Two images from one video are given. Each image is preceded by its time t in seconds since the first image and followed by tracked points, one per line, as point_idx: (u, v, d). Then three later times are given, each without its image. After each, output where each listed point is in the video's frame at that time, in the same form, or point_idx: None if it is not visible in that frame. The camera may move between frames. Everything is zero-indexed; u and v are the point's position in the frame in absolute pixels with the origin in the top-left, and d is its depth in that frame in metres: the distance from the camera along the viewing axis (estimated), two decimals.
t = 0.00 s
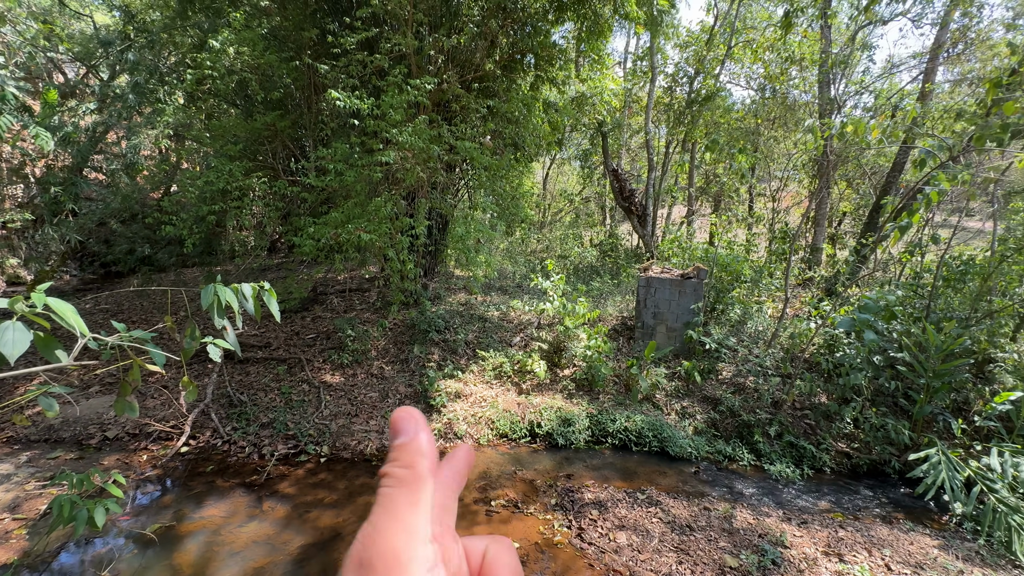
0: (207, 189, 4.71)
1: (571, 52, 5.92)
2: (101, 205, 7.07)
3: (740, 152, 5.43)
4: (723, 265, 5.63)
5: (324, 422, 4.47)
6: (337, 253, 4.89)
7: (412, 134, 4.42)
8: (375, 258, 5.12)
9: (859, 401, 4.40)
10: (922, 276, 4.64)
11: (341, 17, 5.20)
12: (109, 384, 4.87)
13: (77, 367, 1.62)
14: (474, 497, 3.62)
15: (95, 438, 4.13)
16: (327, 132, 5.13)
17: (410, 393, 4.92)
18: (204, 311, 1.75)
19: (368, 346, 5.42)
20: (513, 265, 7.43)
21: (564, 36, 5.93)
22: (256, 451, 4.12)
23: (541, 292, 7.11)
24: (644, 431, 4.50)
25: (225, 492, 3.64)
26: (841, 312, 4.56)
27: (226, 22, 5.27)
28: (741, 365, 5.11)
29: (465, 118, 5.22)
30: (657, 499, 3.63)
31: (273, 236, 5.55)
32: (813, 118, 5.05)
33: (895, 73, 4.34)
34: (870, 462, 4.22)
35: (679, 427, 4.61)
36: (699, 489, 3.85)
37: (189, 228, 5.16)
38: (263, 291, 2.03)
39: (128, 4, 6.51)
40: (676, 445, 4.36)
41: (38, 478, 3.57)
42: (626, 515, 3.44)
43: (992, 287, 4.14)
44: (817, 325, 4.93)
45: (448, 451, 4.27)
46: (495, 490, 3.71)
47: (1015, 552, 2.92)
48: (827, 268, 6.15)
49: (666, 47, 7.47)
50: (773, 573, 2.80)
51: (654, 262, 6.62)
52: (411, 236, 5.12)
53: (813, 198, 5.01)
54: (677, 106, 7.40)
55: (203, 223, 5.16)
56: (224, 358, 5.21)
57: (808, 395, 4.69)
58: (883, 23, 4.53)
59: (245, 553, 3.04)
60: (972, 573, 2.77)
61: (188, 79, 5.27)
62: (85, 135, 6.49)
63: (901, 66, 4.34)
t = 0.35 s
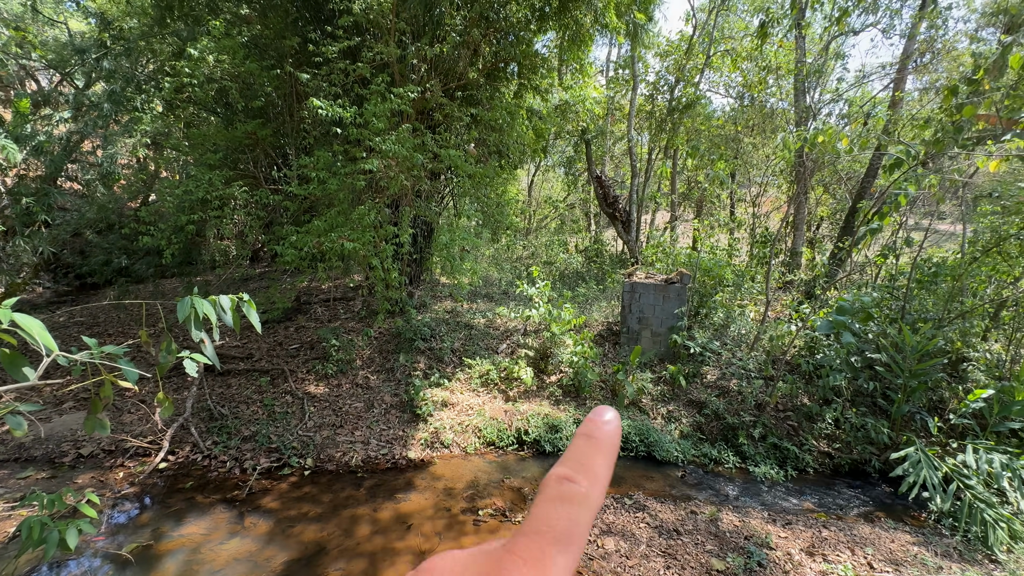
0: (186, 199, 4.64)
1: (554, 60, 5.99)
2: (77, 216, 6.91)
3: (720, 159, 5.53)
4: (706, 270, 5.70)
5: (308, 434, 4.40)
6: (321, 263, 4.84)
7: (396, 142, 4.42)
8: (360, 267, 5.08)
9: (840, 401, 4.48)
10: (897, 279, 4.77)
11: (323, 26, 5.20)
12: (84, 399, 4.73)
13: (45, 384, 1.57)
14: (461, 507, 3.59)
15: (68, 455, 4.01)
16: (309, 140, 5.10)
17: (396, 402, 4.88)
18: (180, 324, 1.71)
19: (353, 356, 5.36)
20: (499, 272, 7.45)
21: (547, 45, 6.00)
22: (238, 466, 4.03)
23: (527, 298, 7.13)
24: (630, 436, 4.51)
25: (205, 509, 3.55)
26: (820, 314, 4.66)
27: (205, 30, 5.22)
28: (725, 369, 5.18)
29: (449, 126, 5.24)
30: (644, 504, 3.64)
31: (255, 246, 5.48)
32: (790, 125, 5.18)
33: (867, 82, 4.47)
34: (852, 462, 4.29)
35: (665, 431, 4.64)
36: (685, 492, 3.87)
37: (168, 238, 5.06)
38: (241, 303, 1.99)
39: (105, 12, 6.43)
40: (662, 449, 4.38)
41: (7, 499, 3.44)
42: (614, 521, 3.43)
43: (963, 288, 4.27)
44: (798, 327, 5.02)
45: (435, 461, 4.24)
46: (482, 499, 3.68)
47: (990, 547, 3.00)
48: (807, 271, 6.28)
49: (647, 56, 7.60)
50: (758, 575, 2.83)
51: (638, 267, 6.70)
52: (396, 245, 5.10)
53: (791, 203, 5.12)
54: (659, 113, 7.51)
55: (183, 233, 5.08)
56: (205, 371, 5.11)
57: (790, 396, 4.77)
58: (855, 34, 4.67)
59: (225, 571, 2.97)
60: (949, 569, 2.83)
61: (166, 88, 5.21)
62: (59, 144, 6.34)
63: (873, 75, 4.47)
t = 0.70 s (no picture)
0: (176, 205, 4.60)
1: (545, 66, 6.03)
2: (64, 222, 6.83)
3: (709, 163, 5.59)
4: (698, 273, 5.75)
5: (300, 441, 4.36)
6: (313, 268, 4.81)
7: (388, 147, 4.41)
8: (352, 272, 5.05)
9: (831, 402, 4.52)
10: (885, 280, 4.83)
11: (314, 31, 5.20)
12: (71, 409, 4.66)
13: (28, 394, 1.54)
14: (455, 513, 3.56)
15: (55, 466, 3.94)
16: (300, 145, 5.08)
17: (389, 408, 4.84)
18: (168, 331, 1.69)
19: (346, 361, 5.32)
20: (492, 276, 7.44)
21: (538, 51, 6.04)
22: (229, 474, 3.98)
23: (520, 302, 7.13)
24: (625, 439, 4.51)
25: (194, 519, 3.50)
26: (811, 316, 4.70)
27: (195, 35, 5.20)
28: (718, 371, 5.21)
29: (441, 131, 5.25)
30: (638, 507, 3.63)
31: (246, 251, 5.44)
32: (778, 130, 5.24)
33: (854, 87, 4.54)
34: (844, 462, 4.32)
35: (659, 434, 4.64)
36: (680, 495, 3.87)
37: (157, 245, 5.01)
38: (231, 310, 1.97)
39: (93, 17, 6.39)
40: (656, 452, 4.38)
41: None
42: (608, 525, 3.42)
43: (950, 289, 4.32)
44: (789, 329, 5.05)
45: (428, 467, 4.21)
46: (477, 505, 3.65)
47: (980, 545, 3.04)
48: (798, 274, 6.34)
49: (638, 61, 7.66)
50: None
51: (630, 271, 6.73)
52: (388, 250, 5.09)
53: (781, 207, 5.18)
54: (650, 118, 7.57)
55: (172, 239, 5.03)
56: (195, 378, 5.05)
57: (783, 398, 4.80)
58: (841, 40, 4.74)
59: None
60: (941, 568, 2.86)
61: (155, 93, 5.19)
62: (46, 150, 6.28)
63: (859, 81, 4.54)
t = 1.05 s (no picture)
0: (174, 208, 4.59)
1: (543, 68, 6.06)
2: (61, 227, 6.82)
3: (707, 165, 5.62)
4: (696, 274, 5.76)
5: (298, 444, 4.34)
6: (311, 271, 4.81)
7: (386, 150, 4.42)
8: (350, 275, 5.05)
9: (830, 403, 4.52)
10: (883, 281, 4.84)
11: (312, 35, 5.22)
12: (67, 413, 4.63)
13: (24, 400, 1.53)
14: (455, 516, 3.55)
15: (51, 471, 3.92)
16: (299, 148, 5.09)
17: (388, 411, 4.83)
18: (166, 335, 1.68)
19: (344, 365, 5.32)
20: (490, 278, 7.46)
21: (536, 54, 6.06)
22: (227, 478, 3.96)
23: (519, 304, 7.14)
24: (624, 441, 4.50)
25: (192, 524, 3.48)
26: (809, 317, 4.71)
27: (192, 39, 5.22)
28: (716, 373, 5.21)
29: (439, 134, 5.26)
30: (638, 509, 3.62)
31: (244, 255, 5.43)
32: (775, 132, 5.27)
33: (850, 89, 4.56)
34: (843, 463, 4.32)
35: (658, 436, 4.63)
36: (680, 497, 3.86)
37: (154, 248, 5.00)
38: (230, 313, 1.96)
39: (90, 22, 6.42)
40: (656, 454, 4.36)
41: None
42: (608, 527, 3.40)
43: (946, 289, 4.34)
44: (787, 330, 5.05)
45: (428, 470, 4.20)
46: (476, 508, 3.65)
47: (980, 545, 3.04)
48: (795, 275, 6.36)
49: (635, 64, 7.70)
50: None
51: (629, 273, 6.75)
52: (387, 253, 5.09)
53: (778, 208, 5.20)
54: (648, 120, 7.60)
55: (170, 243, 5.02)
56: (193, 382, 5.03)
57: (781, 399, 4.80)
58: (837, 42, 4.77)
59: None
60: (941, 568, 2.86)
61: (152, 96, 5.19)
62: (43, 154, 6.28)
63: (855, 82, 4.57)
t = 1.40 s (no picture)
0: (175, 210, 4.60)
1: (543, 69, 6.06)
2: (64, 229, 6.86)
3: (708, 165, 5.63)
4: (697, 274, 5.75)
5: (300, 445, 4.35)
6: (312, 272, 4.81)
7: (387, 150, 4.42)
8: (352, 276, 5.05)
9: (832, 403, 4.51)
10: (885, 280, 4.84)
11: (313, 36, 5.25)
12: (70, 415, 4.65)
13: (26, 403, 1.54)
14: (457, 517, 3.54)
15: (54, 473, 3.92)
16: (300, 149, 5.10)
17: (389, 411, 4.83)
18: (167, 337, 1.69)
19: (345, 365, 5.33)
20: (491, 279, 7.47)
21: (536, 54, 6.07)
22: (229, 479, 3.96)
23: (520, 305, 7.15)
24: (626, 441, 4.49)
25: (194, 525, 3.48)
26: (810, 316, 4.70)
27: (193, 40, 5.24)
28: (718, 372, 5.20)
29: (439, 134, 5.27)
30: (641, 509, 3.61)
31: (245, 256, 5.45)
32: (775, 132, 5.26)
33: (851, 88, 4.55)
34: (846, 463, 4.30)
35: (660, 436, 4.62)
36: (682, 497, 3.84)
37: (156, 250, 5.01)
38: (230, 314, 1.96)
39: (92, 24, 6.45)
40: (657, 454, 4.35)
41: None
42: (610, 527, 3.39)
43: (949, 288, 4.33)
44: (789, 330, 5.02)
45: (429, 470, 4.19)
46: (478, 509, 3.65)
47: (984, 545, 3.03)
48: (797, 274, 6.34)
49: (635, 64, 7.71)
50: None
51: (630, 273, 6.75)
52: (388, 253, 5.09)
53: (779, 208, 5.20)
54: (649, 120, 7.60)
55: (172, 244, 5.03)
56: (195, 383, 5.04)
57: (784, 399, 4.78)
58: (837, 41, 4.77)
59: None
60: (945, 568, 2.84)
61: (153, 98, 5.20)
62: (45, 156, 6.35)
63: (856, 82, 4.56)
